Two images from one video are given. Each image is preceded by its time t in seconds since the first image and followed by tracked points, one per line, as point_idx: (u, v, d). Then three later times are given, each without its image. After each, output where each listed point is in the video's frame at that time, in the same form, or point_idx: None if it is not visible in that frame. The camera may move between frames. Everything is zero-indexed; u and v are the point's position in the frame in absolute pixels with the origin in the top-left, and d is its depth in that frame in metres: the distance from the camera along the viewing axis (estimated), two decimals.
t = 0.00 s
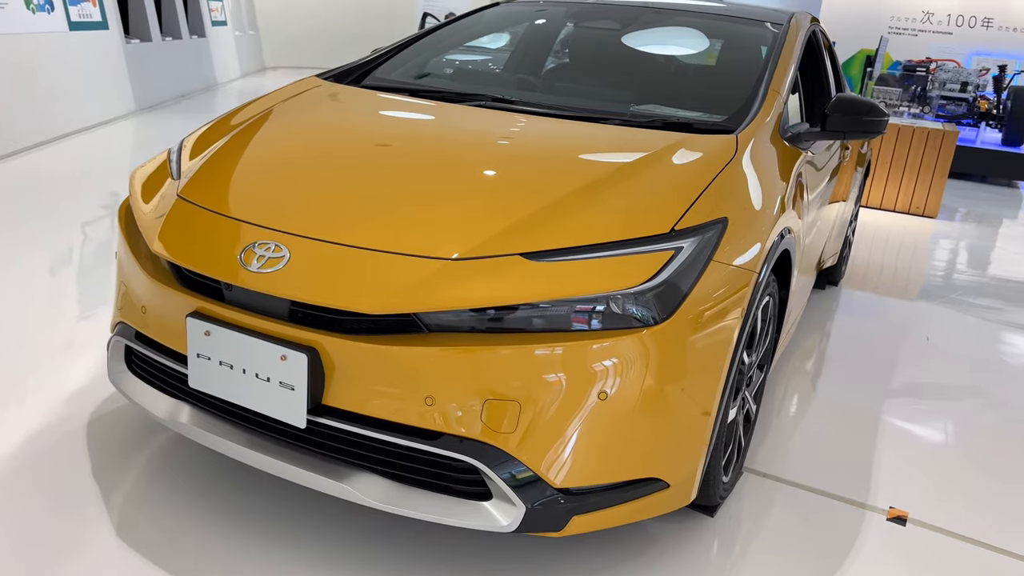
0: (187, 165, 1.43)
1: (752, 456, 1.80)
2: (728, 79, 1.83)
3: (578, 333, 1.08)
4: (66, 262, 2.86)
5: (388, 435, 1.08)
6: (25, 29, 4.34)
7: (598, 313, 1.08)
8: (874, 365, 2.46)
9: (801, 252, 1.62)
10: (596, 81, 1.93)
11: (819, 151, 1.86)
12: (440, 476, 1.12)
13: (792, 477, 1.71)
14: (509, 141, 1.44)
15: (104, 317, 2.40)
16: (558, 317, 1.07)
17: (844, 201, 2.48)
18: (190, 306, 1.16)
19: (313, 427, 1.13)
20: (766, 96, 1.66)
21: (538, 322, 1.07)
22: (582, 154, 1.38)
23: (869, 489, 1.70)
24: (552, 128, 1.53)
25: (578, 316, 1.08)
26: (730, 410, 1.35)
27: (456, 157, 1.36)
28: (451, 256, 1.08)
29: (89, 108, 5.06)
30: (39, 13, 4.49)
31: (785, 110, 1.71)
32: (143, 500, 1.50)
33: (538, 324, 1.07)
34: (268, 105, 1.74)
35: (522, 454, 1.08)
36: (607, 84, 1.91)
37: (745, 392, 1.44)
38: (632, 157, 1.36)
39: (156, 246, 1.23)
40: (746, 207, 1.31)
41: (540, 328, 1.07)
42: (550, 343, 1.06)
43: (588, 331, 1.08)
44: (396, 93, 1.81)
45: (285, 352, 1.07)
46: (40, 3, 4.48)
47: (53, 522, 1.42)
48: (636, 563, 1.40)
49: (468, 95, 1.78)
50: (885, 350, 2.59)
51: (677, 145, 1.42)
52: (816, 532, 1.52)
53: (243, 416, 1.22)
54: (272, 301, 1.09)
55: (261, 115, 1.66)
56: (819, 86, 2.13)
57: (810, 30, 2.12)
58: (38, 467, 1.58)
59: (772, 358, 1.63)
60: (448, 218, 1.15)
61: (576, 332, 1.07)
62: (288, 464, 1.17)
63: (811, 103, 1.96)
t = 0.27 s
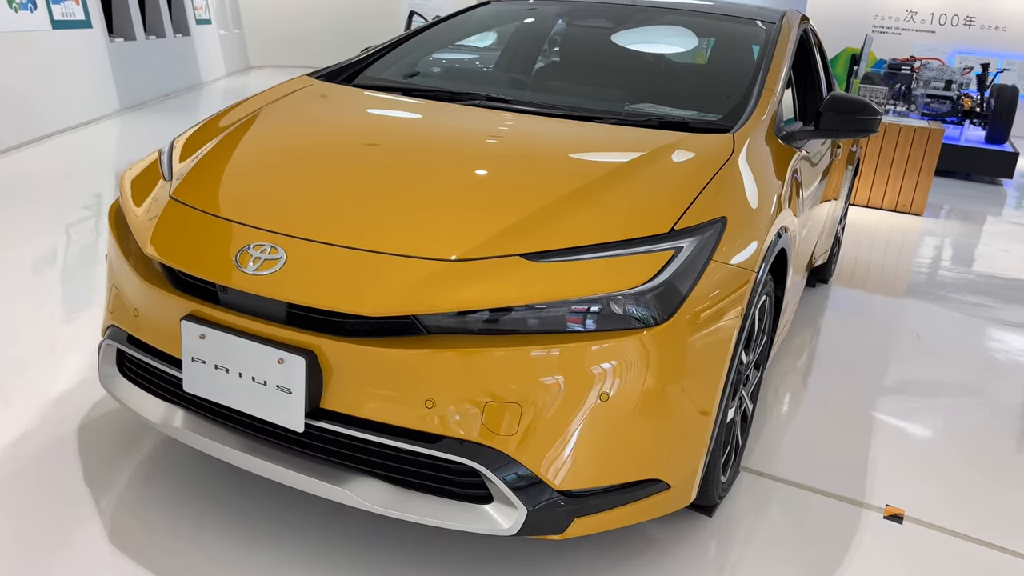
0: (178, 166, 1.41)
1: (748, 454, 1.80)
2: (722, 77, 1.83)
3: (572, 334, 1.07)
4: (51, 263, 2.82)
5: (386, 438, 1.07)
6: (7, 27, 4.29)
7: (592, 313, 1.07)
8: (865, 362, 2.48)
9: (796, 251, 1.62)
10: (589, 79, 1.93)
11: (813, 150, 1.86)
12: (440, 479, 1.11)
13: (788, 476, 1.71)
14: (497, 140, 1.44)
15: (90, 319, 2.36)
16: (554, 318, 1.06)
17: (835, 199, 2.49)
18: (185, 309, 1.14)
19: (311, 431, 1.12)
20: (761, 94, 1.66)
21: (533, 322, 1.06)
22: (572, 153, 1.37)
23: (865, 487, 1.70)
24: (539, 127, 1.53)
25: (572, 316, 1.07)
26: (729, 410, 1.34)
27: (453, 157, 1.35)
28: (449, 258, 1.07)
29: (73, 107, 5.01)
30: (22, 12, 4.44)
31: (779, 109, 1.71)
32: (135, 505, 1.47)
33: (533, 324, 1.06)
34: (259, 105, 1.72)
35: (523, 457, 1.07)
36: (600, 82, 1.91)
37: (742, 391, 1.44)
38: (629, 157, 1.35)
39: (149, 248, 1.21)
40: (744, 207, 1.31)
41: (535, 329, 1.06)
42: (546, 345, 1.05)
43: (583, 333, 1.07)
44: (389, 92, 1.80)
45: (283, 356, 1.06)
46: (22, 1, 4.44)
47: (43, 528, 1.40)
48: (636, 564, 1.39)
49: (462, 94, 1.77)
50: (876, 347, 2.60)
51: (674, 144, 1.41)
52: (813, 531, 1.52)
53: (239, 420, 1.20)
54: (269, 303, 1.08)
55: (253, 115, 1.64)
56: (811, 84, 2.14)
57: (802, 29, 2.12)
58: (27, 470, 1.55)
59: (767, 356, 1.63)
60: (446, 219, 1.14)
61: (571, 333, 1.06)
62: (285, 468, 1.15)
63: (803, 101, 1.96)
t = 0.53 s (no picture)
0: (171, 167, 1.39)
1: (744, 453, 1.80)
2: (717, 76, 1.83)
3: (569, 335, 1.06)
4: (34, 264, 2.78)
5: (387, 441, 1.06)
6: None
7: (587, 313, 1.06)
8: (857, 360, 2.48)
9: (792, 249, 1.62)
10: (583, 77, 1.92)
11: (807, 148, 1.86)
12: (442, 481, 1.10)
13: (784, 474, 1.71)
14: (488, 138, 1.43)
15: (76, 320, 2.33)
16: (549, 319, 1.05)
17: (826, 196, 2.50)
18: (181, 311, 1.13)
19: (310, 434, 1.10)
20: (758, 94, 1.66)
21: (530, 323, 1.05)
22: (563, 152, 1.37)
23: (863, 484, 1.71)
24: (527, 126, 1.52)
25: (568, 316, 1.05)
26: (728, 409, 1.34)
27: (451, 157, 1.34)
28: (448, 259, 1.06)
29: (56, 106, 4.95)
30: (3, 9, 4.39)
31: (774, 107, 1.71)
32: (129, 509, 1.46)
33: (529, 325, 1.05)
34: (251, 104, 1.69)
35: (525, 459, 1.06)
36: (594, 81, 1.90)
37: (740, 390, 1.44)
38: (628, 156, 1.35)
39: (143, 249, 1.19)
40: (742, 206, 1.31)
41: (532, 329, 1.05)
42: (542, 346, 1.05)
43: (579, 333, 1.06)
44: (383, 91, 1.78)
45: (282, 358, 1.05)
46: None
47: (35, 534, 1.38)
48: (637, 564, 1.39)
49: (457, 93, 1.76)
50: (868, 346, 2.61)
51: (673, 142, 1.41)
52: (811, 529, 1.52)
53: (236, 423, 1.19)
54: (267, 306, 1.07)
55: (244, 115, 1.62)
56: (803, 82, 2.14)
57: (794, 28, 2.13)
58: (18, 475, 1.53)
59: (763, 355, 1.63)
60: (446, 220, 1.13)
61: (567, 333, 1.05)
62: (285, 472, 1.14)
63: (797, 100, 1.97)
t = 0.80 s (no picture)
0: (164, 168, 1.37)
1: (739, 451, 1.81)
2: (711, 74, 1.83)
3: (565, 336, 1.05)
4: (17, 264, 2.74)
5: (390, 443, 1.05)
6: None
7: (583, 314, 1.05)
8: (846, 357, 2.50)
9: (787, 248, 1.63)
10: (577, 76, 1.92)
11: (800, 147, 1.88)
12: (445, 483, 1.09)
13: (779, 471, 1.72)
14: (476, 137, 1.43)
15: (62, 322, 2.30)
16: (545, 321, 1.05)
17: (817, 194, 2.51)
18: (180, 313, 1.11)
19: (312, 437, 1.10)
20: (753, 93, 1.67)
21: (526, 324, 1.04)
22: (552, 151, 1.37)
23: (857, 481, 1.72)
24: (511, 123, 1.52)
25: (564, 316, 1.05)
26: (727, 408, 1.35)
27: (450, 157, 1.34)
28: (449, 261, 1.06)
29: (38, 103, 4.89)
30: None
31: (769, 107, 1.72)
32: (124, 512, 1.44)
33: (525, 326, 1.04)
34: (243, 104, 1.67)
35: (528, 460, 1.06)
36: (588, 79, 1.90)
37: (737, 388, 1.44)
38: (627, 155, 1.35)
39: (139, 250, 1.18)
40: (741, 205, 1.31)
41: (528, 330, 1.04)
42: (539, 347, 1.04)
43: (574, 334, 1.05)
44: (377, 90, 1.77)
45: (283, 361, 1.04)
46: None
47: (27, 539, 1.36)
48: (637, 563, 1.39)
49: (452, 92, 1.75)
50: (856, 343, 2.63)
51: (671, 142, 1.41)
52: (808, 526, 1.53)
53: (236, 426, 1.18)
54: (268, 308, 1.06)
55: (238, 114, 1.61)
56: (796, 81, 2.15)
57: (786, 27, 2.14)
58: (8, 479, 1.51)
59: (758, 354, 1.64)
60: (447, 221, 1.13)
61: (563, 334, 1.05)
62: (286, 476, 1.13)
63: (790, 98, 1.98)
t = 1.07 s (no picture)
0: (157, 168, 1.35)
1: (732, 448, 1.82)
2: (704, 74, 1.84)
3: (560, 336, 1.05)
4: None
5: (390, 445, 1.05)
6: None
7: (577, 314, 1.05)
8: (834, 354, 2.52)
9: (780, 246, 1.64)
10: (570, 74, 1.92)
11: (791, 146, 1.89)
12: (447, 485, 1.09)
13: (772, 468, 1.73)
14: (463, 136, 1.43)
15: (44, 323, 2.26)
16: (539, 321, 1.05)
17: (805, 192, 2.53)
18: (177, 316, 1.10)
19: (312, 440, 1.09)
20: (746, 93, 1.67)
21: (520, 324, 1.04)
22: (540, 151, 1.37)
23: (849, 478, 1.73)
24: (497, 122, 1.53)
25: (558, 316, 1.05)
26: (724, 406, 1.35)
27: (448, 157, 1.33)
28: (444, 262, 1.06)
29: (18, 100, 4.83)
30: None
31: (761, 106, 1.73)
32: (117, 515, 1.42)
33: (520, 327, 1.04)
34: (234, 102, 1.65)
35: (529, 462, 1.06)
36: (580, 78, 1.90)
37: (733, 387, 1.45)
38: (624, 155, 1.35)
39: (134, 251, 1.16)
40: (737, 205, 1.32)
41: (522, 331, 1.04)
42: (535, 348, 1.04)
43: (568, 334, 1.05)
44: (369, 89, 1.75)
45: (283, 364, 1.03)
46: None
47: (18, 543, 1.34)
48: (635, 563, 1.39)
49: (446, 91, 1.74)
50: (842, 340, 2.66)
51: (667, 141, 1.41)
52: (803, 523, 1.54)
53: (234, 428, 1.17)
54: (268, 310, 1.05)
55: (230, 112, 1.59)
56: (785, 80, 2.17)
57: (776, 26, 2.15)
58: None
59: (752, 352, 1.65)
60: (447, 222, 1.13)
61: (557, 334, 1.05)
62: (286, 478, 1.12)
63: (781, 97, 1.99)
